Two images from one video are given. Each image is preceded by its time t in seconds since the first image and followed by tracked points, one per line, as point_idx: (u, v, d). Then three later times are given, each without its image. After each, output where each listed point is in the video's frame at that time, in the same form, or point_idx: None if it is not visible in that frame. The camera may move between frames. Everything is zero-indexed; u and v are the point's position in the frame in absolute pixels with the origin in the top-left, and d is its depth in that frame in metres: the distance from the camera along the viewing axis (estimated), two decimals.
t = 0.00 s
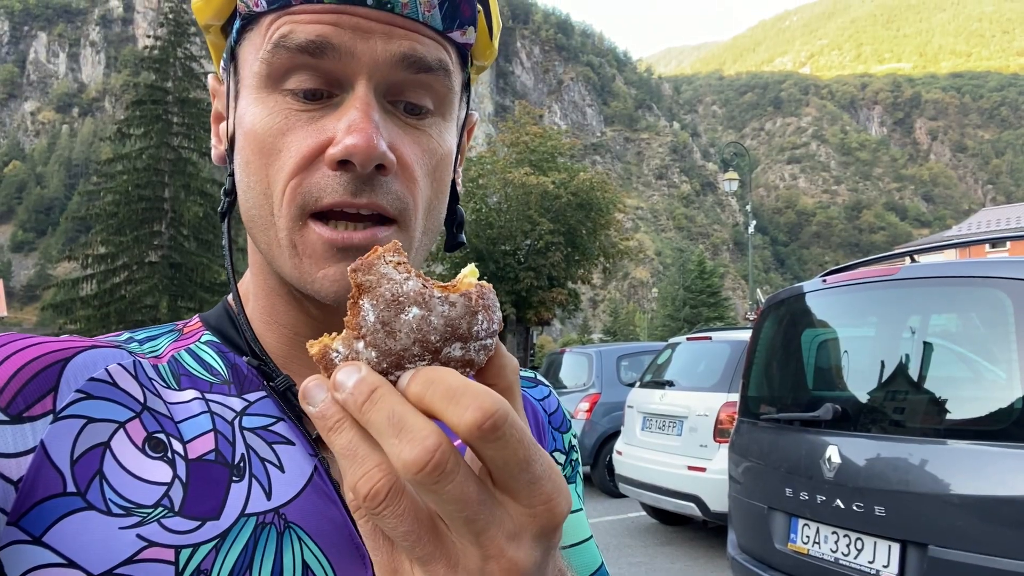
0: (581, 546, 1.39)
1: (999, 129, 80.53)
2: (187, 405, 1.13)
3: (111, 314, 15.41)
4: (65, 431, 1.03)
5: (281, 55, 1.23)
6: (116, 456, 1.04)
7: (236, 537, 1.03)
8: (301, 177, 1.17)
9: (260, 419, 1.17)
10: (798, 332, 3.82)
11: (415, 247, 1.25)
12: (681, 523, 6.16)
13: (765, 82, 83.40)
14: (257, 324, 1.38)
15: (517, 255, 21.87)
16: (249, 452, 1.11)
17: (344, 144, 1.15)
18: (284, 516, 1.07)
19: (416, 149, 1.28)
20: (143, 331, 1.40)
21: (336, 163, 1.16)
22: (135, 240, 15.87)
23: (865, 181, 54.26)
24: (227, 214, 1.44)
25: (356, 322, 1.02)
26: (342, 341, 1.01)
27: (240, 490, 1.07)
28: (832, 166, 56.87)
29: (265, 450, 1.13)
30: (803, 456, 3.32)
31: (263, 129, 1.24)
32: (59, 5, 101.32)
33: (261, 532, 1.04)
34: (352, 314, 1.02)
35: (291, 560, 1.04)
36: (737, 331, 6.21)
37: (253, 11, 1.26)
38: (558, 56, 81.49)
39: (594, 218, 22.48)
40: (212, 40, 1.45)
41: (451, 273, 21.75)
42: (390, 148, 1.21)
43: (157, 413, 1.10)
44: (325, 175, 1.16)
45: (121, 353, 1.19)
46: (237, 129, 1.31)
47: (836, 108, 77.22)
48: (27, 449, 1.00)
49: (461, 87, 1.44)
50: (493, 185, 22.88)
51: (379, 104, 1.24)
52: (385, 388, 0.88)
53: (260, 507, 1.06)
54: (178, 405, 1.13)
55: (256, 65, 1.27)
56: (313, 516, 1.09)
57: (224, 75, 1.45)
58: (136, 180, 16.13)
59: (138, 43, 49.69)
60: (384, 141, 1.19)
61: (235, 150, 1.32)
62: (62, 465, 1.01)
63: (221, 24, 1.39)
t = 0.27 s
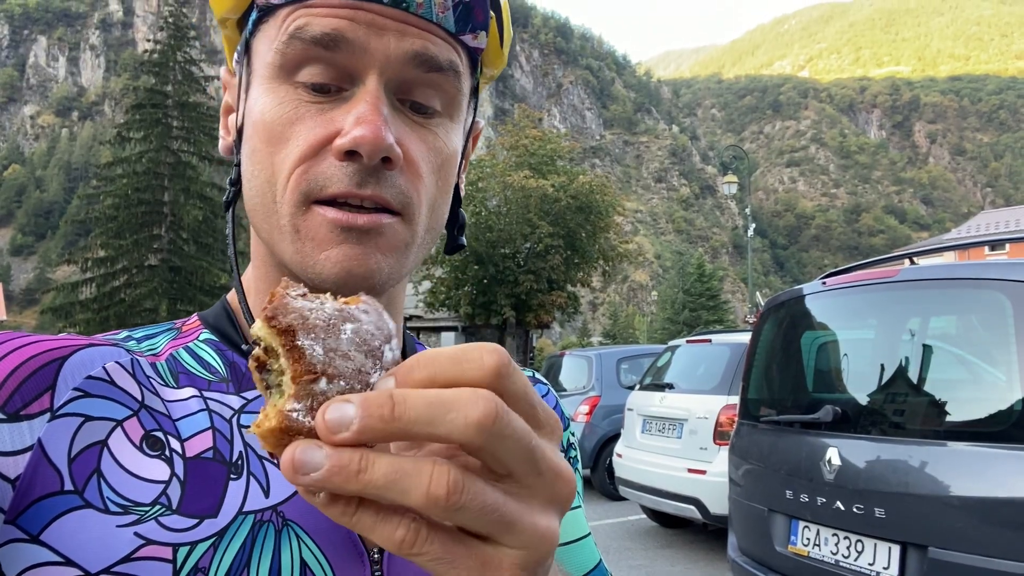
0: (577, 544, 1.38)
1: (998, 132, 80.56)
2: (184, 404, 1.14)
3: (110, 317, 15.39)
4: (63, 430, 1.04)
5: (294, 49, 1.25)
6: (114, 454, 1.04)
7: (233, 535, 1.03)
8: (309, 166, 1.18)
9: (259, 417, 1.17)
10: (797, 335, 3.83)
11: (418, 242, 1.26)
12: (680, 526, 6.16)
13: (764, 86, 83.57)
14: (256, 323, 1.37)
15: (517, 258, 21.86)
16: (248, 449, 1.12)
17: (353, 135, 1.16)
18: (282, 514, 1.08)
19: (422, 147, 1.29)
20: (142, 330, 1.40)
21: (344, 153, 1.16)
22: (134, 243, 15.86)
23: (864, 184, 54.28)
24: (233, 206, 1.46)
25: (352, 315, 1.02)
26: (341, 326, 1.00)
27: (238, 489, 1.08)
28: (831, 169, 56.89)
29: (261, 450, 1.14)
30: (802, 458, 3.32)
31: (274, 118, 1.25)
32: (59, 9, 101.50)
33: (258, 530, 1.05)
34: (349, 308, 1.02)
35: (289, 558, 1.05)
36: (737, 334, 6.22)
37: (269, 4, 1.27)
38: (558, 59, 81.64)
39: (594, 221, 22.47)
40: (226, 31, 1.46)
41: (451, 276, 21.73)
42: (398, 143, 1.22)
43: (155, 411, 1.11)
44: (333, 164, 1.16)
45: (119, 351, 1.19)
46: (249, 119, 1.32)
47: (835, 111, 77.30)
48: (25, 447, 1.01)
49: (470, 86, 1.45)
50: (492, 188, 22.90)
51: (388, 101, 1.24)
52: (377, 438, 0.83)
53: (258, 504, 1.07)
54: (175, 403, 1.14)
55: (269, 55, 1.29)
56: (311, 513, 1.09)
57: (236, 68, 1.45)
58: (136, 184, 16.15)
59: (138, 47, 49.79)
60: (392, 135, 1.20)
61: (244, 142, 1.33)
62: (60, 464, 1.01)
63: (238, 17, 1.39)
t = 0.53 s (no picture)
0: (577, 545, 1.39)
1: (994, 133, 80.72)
2: (188, 401, 1.14)
3: (108, 319, 15.35)
4: (66, 428, 1.03)
5: (301, 49, 1.25)
6: (118, 451, 1.05)
7: (236, 533, 1.04)
8: (309, 164, 1.18)
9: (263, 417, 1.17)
10: (796, 335, 3.83)
11: (417, 244, 1.27)
12: (679, 526, 6.16)
13: (762, 87, 83.71)
14: (259, 322, 1.37)
15: (515, 259, 21.88)
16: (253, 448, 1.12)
17: (354, 138, 1.17)
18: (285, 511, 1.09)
19: (425, 150, 1.30)
20: (144, 329, 1.40)
21: (344, 155, 1.18)
22: (131, 244, 15.83)
23: (862, 185, 54.36)
24: (237, 203, 1.47)
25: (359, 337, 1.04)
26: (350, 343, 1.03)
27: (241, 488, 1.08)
28: (828, 169, 56.95)
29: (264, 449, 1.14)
30: (801, 458, 3.33)
31: (278, 116, 1.25)
32: (56, 10, 101.29)
33: (261, 527, 1.06)
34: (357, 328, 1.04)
35: (292, 556, 1.06)
36: (734, 334, 6.22)
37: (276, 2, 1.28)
38: (555, 61, 81.71)
39: (591, 223, 22.48)
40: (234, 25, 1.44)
41: (449, 278, 21.72)
42: (399, 146, 1.23)
43: (158, 409, 1.11)
44: (333, 166, 1.17)
45: (121, 350, 1.19)
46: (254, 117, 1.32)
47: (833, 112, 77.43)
48: (30, 443, 1.01)
49: (475, 93, 1.46)
50: (490, 189, 22.93)
51: (392, 104, 1.25)
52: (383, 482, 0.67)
53: (262, 502, 1.08)
54: (179, 401, 1.14)
55: (274, 53, 1.29)
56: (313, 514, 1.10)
57: (245, 64, 1.44)
58: (134, 185, 16.15)
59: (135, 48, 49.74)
60: (393, 138, 1.21)
61: (249, 139, 1.33)
62: (63, 462, 1.01)
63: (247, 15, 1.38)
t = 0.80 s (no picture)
0: (580, 543, 1.39)
1: (996, 132, 80.64)
2: (184, 398, 1.14)
3: (109, 319, 15.37)
4: (62, 424, 1.04)
5: (292, 44, 1.25)
6: (114, 448, 1.05)
7: (231, 530, 1.04)
8: (301, 162, 1.19)
9: (257, 412, 1.17)
10: (796, 335, 3.83)
11: (410, 241, 1.25)
12: (680, 526, 6.16)
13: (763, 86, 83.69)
14: (256, 322, 1.37)
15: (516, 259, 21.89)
16: (248, 444, 1.12)
17: (345, 133, 1.17)
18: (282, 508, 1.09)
19: (420, 145, 1.29)
20: (141, 325, 1.40)
21: (335, 151, 1.17)
22: (133, 244, 15.85)
23: (863, 185, 54.30)
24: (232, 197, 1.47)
25: (361, 340, 0.86)
26: (347, 353, 0.86)
27: (237, 483, 1.08)
28: (830, 169, 56.91)
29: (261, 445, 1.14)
30: (802, 458, 3.33)
31: (270, 112, 1.25)
32: (58, 10, 101.69)
33: (256, 523, 1.06)
34: (358, 331, 0.87)
35: (289, 554, 1.06)
36: (735, 334, 6.22)
37: None
38: (557, 60, 81.69)
39: (593, 223, 22.50)
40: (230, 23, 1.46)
41: (450, 278, 21.74)
42: (392, 141, 1.23)
43: (155, 405, 1.11)
44: (324, 162, 1.17)
45: (118, 345, 1.19)
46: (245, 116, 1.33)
47: (834, 112, 77.40)
48: (24, 441, 1.01)
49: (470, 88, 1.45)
50: (491, 189, 22.95)
51: (385, 98, 1.25)
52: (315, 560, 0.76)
53: (258, 497, 1.08)
54: (175, 398, 1.14)
55: (268, 49, 1.29)
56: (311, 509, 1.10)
57: (239, 59, 1.44)
58: (135, 185, 16.16)
59: (136, 49, 49.83)
60: (385, 133, 1.21)
61: (241, 137, 1.33)
62: (59, 458, 1.02)
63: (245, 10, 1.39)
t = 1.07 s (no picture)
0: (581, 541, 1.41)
1: (994, 132, 80.75)
2: (185, 395, 1.14)
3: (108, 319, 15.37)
4: (63, 421, 1.04)
5: (290, 42, 1.26)
6: (116, 444, 1.04)
7: (233, 526, 1.04)
8: (300, 157, 1.19)
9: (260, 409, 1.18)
10: (796, 333, 3.83)
11: (412, 237, 1.27)
12: (679, 525, 6.16)
13: (762, 86, 83.74)
14: (258, 321, 1.38)
15: (515, 259, 21.85)
16: (249, 440, 1.12)
17: (343, 128, 1.18)
18: (282, 505, 1.09)
19: (419, 142, 1.30)
20: (141, 323, 1.40)
21: (334, 148, 1.18)
22: (131, 245, 15.87)
23: (862, 184, 54.33)
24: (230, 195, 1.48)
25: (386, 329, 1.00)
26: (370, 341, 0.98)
27: (239, 479, 1.08)
28: (828, 169, 56.98)
29: (262, 442, 1.14)
30: (801, 456, 3.33)
31: (269, 109, 1.26)
32: (57, 10, 101.70)
33: (259, 519, 1.06)
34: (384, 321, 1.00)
35: (291, 550, 1.06)
36: (734, 333, 6.22)
37: None
38: (555, 60, 81.68)
39: (591, 222, 22.52)
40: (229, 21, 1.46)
41: (449, 278, 21.73)
42: (391, 137, 1.23)
43: (155, 402, 1.11)
44: (324, 157, 1.18)
45: (119, 343, 1.19)
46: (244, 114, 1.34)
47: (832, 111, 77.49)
48: (26, 436, 1.01)
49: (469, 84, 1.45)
50: (490, 189, 22.92)
51: (383, 94, 1.26)
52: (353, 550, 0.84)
53: (259, 494, 1.08)
54: (176, 396, 1.14)
55: (267, 46, 1.30)
56: (312, 504, 1.11)
57: (238, 57, 1.45)
58: (134, 186, 16.19)
59: (135, 49, 49.84)
60: (384, 128, 1.22)
61: (241, 134, 1.34)
62: (61, 454, 1.01)
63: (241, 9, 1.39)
